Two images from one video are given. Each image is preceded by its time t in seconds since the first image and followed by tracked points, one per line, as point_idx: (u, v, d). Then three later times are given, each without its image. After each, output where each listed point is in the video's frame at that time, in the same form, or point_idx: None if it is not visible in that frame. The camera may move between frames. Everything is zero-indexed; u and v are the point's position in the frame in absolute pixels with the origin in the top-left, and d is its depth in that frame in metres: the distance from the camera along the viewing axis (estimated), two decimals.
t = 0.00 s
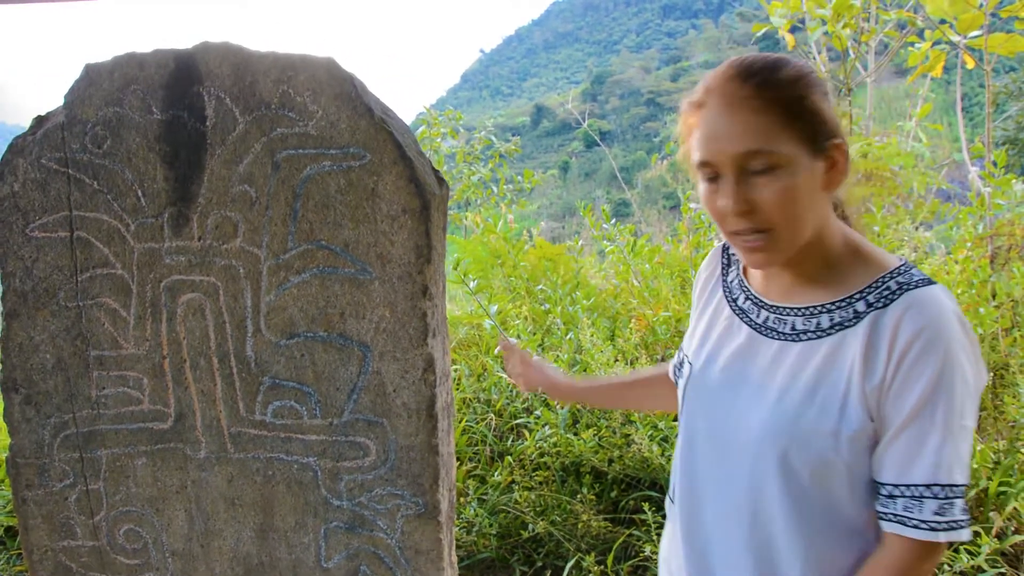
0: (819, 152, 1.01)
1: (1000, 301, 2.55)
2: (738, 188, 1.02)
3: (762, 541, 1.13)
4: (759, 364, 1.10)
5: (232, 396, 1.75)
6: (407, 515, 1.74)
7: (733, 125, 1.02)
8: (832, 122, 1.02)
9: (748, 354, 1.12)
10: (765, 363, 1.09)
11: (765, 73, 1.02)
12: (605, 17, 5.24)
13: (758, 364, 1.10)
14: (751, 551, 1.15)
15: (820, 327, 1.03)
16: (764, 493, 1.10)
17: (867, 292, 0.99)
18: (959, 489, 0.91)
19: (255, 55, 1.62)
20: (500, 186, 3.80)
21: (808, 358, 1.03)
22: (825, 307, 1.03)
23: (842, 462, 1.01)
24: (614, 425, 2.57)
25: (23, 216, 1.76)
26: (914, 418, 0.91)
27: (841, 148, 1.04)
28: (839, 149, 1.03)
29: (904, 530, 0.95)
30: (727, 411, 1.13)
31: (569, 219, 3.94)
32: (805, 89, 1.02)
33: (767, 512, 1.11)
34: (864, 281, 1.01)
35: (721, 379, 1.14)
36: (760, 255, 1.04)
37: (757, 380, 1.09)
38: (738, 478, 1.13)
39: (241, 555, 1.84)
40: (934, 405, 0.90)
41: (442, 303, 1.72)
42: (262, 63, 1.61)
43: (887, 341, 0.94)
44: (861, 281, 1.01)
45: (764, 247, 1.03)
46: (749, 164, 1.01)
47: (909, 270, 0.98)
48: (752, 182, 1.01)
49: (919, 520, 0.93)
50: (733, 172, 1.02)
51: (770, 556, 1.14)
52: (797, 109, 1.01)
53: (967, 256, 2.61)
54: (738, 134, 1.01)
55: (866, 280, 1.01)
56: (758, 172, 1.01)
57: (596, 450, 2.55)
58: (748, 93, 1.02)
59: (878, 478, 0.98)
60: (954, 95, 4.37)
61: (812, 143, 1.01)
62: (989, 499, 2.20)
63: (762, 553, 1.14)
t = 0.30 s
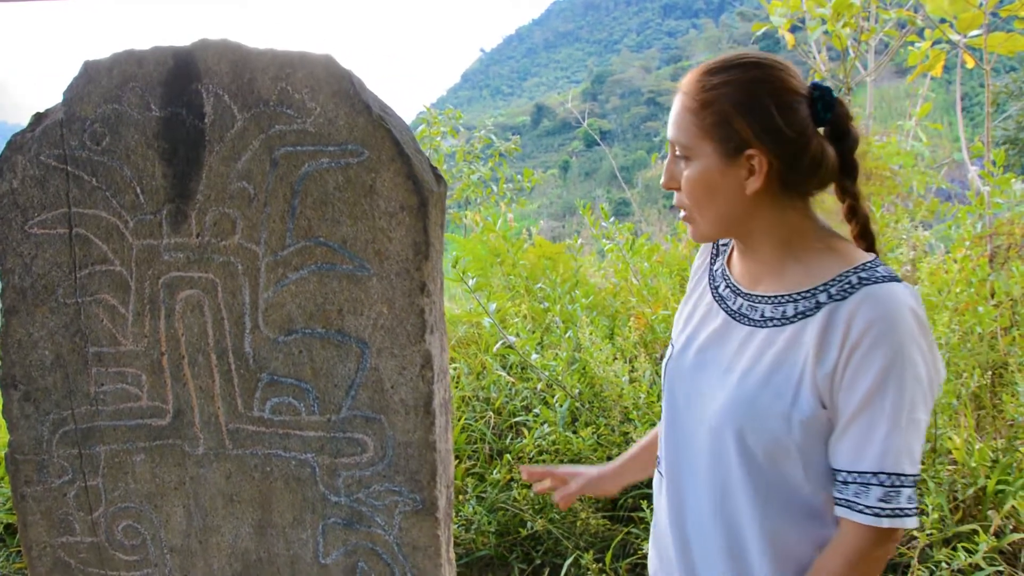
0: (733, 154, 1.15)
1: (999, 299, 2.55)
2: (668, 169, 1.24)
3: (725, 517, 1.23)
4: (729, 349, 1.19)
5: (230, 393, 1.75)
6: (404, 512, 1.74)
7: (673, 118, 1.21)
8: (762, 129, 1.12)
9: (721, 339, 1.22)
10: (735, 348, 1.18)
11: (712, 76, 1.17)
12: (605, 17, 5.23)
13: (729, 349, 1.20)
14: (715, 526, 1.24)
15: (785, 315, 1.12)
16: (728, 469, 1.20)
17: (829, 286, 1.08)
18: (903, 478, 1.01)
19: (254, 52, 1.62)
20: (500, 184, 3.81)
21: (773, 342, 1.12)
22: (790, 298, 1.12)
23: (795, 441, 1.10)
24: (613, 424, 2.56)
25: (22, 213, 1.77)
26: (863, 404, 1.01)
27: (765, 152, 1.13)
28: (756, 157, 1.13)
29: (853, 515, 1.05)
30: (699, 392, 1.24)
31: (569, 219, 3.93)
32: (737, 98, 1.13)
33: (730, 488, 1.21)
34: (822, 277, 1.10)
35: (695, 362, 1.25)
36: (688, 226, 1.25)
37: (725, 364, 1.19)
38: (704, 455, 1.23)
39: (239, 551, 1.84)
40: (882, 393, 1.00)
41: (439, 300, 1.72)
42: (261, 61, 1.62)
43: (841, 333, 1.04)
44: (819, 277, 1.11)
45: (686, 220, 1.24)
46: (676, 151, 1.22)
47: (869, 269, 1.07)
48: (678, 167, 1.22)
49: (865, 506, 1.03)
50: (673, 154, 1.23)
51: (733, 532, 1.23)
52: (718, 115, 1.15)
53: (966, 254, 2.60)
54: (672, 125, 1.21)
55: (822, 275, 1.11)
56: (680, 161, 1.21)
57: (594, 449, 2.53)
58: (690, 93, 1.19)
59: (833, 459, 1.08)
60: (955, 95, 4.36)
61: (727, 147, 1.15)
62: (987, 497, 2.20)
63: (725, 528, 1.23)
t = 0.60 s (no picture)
0: (716, 155, 1.15)
1: (999, 300, 2.56)
2: (656, 170, 1.24)
3: (713, 517, 1.23)
4: (714, 350, 1.21)
5: (231, 393, 1.76)
6: (404, 512, 1.75)
7: (660, 120, 1.22)
8: (745, 132, 1.13)
9: (707, 340, 1.23)
10: (720, 348, 1.19)
11: (697, 79, 1.17)
12: (606, 16, 5.23)
13: (714, 350, 1.21)
14: (705, 526, 1.25)
15: (766, 315, 1.13)
16: (713, 469, 1.20)
17: (806, 287, 1.09)
18: (874, 473, 1.02)
19: (254, 53, 1.63)
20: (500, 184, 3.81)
21: (754, 343, 1.13)
22: (771, 298, 1.13)
23: (777, 439, 1.11)
24: (613, 424, 2.55)
25: (23, 214, 1.78)
26: (836, 401, 1.02)
27: (747, 153, 1.13)
28: (737, 157, 1.14)
29: (827, 509, 1.06)
30: (685, 394, 1.25)
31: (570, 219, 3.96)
32: (720, 100, 1.14)
33: (716, 488, 1.21)
34: (801, 277, 1.11)
35: (682, 363, 1.26)
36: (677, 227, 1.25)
37: (709, 365, 1.20)
38: (691, 455, 1.24)
39: (240, 551, 1.85)
40: (854, 389, 1.01)
41: (439, 301, 1.72)
42: (261, 62, 1.62)
43: (815, 331, 1.05)
44: (798, 277, 1.11)
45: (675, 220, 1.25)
46: (663, 153, 1.22)
47: (846, 268, 1.07)
48: (664, 168, 1.23)
49: (836, 500, 1.04)
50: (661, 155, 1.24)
51: (721, 532, 1.23)
52: (701, 118, 1.15)
53: (966, 254, 2.61)
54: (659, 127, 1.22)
55: (800, 275, 1.11)
56: (667, 162, 1.22)
57: (595, 449, 2.54)
58: (675, 96, 1.20)
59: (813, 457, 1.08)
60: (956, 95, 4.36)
61: (710, 148, 1.15)
62: (987, 497, 2.20)
63: (714, 529, 1.23)
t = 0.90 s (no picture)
0: (712, 155, 1.16)
1: (999, 301, 2.56)
2: (652, 172, 1.25)
3: (720, 516, 1.23)
4: (716, 350, 1.21)
5: (232, 392, 1.76)
6: (405, 510, 1.75)
7: (654, 121, 1.22)
8: (740, 131, 1.13)
9: (709, 341, 1.23)
10: (721, 348, 1.20)
11: (691, 80, 1.18)
12: (608, 17, 5.23)
13: (716, 350, 1.21)
14: (711, 526, 1.25)
15: (768, 314, 1.13)
16: (719, 468, 1.21)
17: (808, 285, 1.09)
18: (885, 467, 1.02)
19: (255, 53, 1.64)
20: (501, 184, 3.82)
21: (757, 342, 1.14)
22: (772, 297, 1.13)
23: (783, 437, 1.12)
24: (613, 424, 2.56)
25: (25, 213, 1.78)
26: (842, 397, 1.02)
27: (742, 153, 1.14)
28: (734, 157, 1.14)
29: (838, 505, 1.06)
30: (687, 394, 1.25)
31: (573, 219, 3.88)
32: (716, 101, 1.14)
33: (722, 486, 1.22)
34: (800, 277, 1.12)
35: (684, 364, 1.26)
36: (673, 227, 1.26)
37: (712, 365, 1.21)
38: (696, 455, 1.24)
39: (240, 549, 1.85)
40: (859, 386, 1.01)
41: (440, 300, 1.73)
42: (262, 62, 1.63)
43: (819, 329, 1.05)
44: (798, 277, 1.12)
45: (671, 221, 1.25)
46: (659, 153, 1.23)
47: (846, 265, 1.08)
48: (660, 169, 1.23)
49: (848, 495, 1.04)
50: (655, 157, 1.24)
51: (728, 530, 1.23)
52: (697, 118, 1.16)
53: (966, 255, 2.61)
54: (654, 128, 1.22)
55: (800, 274, 1.12)
56: (663, 163, 1.22)
57: (595, 448, 2.54)
58: (670, 97, 1.20)
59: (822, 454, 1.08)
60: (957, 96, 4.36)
61: (706, 148, 1.16)
62: (987, 498, 2.21)
63: (720, 528, 1.24)
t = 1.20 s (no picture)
0: (719, 148, 1.16)
1: (999, 299, 2.56)
2: (658, 164, 1.25)
3: (725, 512, 1.24)
4: (721, 346, 1.21)
5: (234, 389, 1.77)
6: (406, 507, 1.76)
7: (661, 113, 1.23)
8: (747, 124, 1.14)
9: (712, 337, 1.23)
10: (726, 345, 1.20)
11: (699, 72, 1.18)
12: (608, 17, 5.23)
13: (721, 346, 1.21)
14: (720, 523, 1.25)
15: (775, 310, 1.14)
16: (725, 464, 1.21)
17: (815, 280, 1.11)
18: (922, 454, 1.03)
19: (257, 50, 1.64)
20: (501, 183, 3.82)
21: (765, 339, 1.14)
22: (779, 293, 1.14)
23: (792, 432, 1.12)
24: (614, 422, 2.56)
25: (28, 210, 1.79)
26: (861, 390, 1.03)
27: (750, 146, 1.14)
28: (741, 149, 1.15)
29: (887, 502, 1.04)
30: (692, 390, 1.25)
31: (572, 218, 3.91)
32: (724, 94, 1.15)
33: (728, 482, 1.22)
34: (806, 272, 1.13)
35: (687, 361, 1.26)
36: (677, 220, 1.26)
37: (717, 362, 1.21)
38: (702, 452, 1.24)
39: (242, 546, 1.86)
40: (877, 378, 1.02)
41: (441, 297, 1.73)
42: (264, 59, 1.63)
43: (832, 324, 1.06)
44: (804, 272, 1.13)
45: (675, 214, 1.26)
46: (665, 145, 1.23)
47: (852, 261, 1.10)
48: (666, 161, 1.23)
49: (901, 490, 1.03)
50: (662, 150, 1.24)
51: (736, 527, 1.24)
52: (705, 111, 1.16)
53: (967, 253, 2.61)
54: (661, 120, 1.23)
55: (807, 269, 1.13)
56: (669, 155, 1.22)
57: (596, 446, 2.54)
58: (677, 89, 1.21)
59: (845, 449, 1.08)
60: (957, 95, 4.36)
61: (713, 141, 1.16)
62: (988, 495, 2.21)
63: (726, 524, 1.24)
